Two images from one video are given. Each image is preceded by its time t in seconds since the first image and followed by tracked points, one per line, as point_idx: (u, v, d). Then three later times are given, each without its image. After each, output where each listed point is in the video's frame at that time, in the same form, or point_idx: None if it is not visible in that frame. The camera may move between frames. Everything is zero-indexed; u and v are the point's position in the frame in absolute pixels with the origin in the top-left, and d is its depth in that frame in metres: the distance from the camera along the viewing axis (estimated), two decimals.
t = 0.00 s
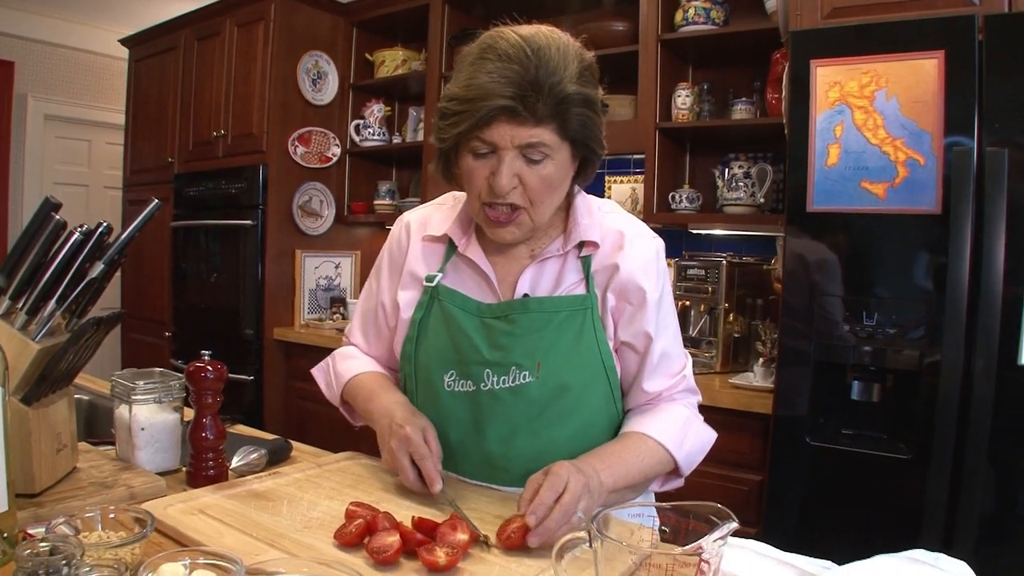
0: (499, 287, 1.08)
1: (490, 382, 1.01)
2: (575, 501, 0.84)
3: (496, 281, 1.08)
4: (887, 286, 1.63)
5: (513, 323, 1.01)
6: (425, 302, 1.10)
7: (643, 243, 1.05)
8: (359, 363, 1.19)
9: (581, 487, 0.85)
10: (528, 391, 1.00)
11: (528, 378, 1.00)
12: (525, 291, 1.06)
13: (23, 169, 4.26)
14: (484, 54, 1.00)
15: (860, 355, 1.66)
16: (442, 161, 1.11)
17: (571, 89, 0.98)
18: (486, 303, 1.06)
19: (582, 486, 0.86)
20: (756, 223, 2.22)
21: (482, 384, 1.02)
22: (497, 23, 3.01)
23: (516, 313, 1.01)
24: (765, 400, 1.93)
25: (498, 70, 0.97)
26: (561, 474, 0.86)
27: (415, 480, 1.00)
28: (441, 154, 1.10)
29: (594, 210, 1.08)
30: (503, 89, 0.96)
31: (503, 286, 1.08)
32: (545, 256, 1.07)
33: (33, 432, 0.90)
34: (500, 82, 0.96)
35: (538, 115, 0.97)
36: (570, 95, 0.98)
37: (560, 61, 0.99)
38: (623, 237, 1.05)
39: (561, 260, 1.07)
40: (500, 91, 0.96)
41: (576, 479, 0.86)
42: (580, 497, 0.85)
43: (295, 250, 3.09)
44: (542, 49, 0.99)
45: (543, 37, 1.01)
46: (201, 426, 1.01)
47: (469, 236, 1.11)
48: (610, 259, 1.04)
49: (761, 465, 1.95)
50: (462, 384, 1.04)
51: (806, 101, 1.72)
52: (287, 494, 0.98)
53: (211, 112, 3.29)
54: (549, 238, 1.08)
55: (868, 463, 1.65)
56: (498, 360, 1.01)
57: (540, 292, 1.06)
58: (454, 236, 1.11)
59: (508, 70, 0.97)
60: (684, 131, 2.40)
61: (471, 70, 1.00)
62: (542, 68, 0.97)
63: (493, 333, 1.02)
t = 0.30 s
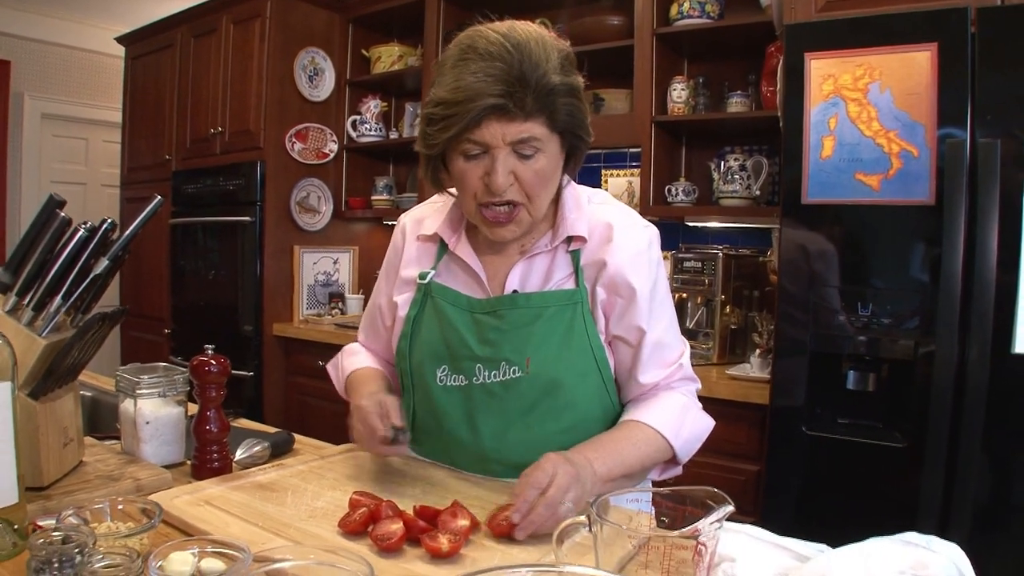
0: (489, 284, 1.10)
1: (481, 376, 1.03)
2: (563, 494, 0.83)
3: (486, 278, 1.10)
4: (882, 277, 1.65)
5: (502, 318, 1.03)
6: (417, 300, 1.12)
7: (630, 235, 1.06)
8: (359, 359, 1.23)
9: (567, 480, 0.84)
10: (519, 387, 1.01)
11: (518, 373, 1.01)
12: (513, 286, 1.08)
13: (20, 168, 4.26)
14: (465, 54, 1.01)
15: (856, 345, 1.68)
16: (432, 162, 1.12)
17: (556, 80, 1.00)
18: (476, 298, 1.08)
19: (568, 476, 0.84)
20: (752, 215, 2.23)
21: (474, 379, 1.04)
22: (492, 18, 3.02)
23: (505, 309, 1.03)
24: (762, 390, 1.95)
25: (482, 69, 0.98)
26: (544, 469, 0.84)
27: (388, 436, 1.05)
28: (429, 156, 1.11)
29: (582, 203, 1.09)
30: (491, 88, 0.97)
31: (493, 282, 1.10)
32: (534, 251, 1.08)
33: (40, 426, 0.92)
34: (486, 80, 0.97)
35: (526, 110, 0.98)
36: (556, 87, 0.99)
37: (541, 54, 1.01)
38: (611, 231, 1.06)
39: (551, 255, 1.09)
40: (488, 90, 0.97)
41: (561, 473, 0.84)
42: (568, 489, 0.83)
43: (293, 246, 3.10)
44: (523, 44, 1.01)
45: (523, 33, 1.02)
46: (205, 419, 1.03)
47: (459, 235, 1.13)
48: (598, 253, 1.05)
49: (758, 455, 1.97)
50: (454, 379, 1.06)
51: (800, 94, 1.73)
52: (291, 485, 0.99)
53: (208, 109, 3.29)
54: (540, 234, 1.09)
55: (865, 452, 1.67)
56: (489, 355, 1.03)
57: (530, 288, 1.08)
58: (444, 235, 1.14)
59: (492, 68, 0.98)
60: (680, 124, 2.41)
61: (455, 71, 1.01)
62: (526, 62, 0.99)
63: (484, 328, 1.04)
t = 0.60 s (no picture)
0: (476, 293, 1.12)
1: (471, 386, 1.05)
2: (547, 462, 0.81)
3: (473, 287, 1.12)
4: (875, 275, 1.67)
5: (489, 328, 1.04)
6: (407, 309, 1.15)
7: (622, 233, 1.06)
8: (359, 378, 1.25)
9: (552, 446, 0.82)
10: (508, 395, 1.04)
11: (507, 383, 1.03)
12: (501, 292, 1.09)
13: (15, 170, 4.26)
14: (438, 52, 1.03)
15: (849, 343, 1.70)
16: (412, 163, 1.13)
17: (530, 71, 1.01)
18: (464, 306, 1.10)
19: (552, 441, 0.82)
20: (746, 214, 2.25)
21: (464, 389, 1.06)
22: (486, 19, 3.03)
23: (491, 319, 1.04)
24: (756, 388, 1.97)
25: (453, 63, 1.00)
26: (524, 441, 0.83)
27: (306, 452, 1.02)
28: (409, 157, 1.13)
29: (569, 206, 1.10)
30: (462, 79, 0.98)
31: (480, 290, 1.12)
32: (521, 257, 1.09)
33: (42, 428, 0.93)
34: (457, 73, 0.99)
35: (499, 101, 1.00)
36: (530, 77, 1.00)
37: (514, 47, 1.02)
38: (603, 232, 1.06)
39: (538, 261, 1.10)
40: (459, 82, 0.98)
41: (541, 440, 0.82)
42: (551, 461, 0.81)
43: (289, 247, 3.11)
44: (495, 38, 1.03)
45: (494, 29, 1.04)
46: (205, 420, 1.04)
47: (445, 242, 1.16)
48: (585, 256, 1.06)
49: (753, 452, 1.99)
50: (444, 388, 1.08)
51: (792, 94, 1.75)
52: (291, 486, 1.01)
53: (203, 111, 3.30)
54: (524, 239, 1.12)
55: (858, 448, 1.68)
56: (476, 366, 1.05)
57: (518, 292, 1.09)
58: (432, 243, 1.16)
59: (462, 61, 1.00)
60: (673, 124, 2.43)
61: (427, 67, 1.03)
62: (497, 55, 1.00)
63: (471, 339, 1.05)
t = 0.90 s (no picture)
0: (465, 297, 1.13)
1: (462, 392, 1.07)
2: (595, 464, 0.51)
3: (462, 290, 1.13)
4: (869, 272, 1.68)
5: (478, 333, 1.05)
6: (398, 315, 1.16)
7: (598, 206, 1.04)
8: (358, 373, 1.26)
9: (596, 436, 0.52)
10: (499, 400, 1.05)
11: (497, 388, 1.05)
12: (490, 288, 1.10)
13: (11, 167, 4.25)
14: (419, 44, 1.04)
15: (844, 340, 1.71)
16: (397, 163, 1.15)
17: (511, 61, 1.01)
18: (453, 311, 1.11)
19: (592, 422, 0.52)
20: (741, 212, 2.26)
21: (455, 395, 1.08)
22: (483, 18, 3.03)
23: (479, 324, 1.05)
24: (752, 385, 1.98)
25: (434, 54, 1.01)
26: (548, 433, 0.52)
27: (302, 447, 1.04)
28: (393, 157, 1.14)
29: (553, 197, 1.10)
30: (443, 70, 0.99)
31: (470, 293, 1.13)
32: (508, 256, 1.09)
33: (46, 424, 0.94)
34: (436, 66, 0.99)
35: (482, 93, 1.00)
36: (511, 67, 1.01)
37: (492, 38, 1.03)
38: (578, 208, 1.06)
39: (524, 258, 1.10)
40: (440, 76, 0.99)
41: (575, 429, 0.51)
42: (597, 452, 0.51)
43: (286, 245, 3.11)
44: (473, 32, 1.03)
45: (475, 21, 1.05)
46: (206, 415, 1.05)
47: (434, 244, 1.16)
48: (569, 247, 1.05)
49: (749, 448, 2.01)
50: (437, 394, 1.10)
51: (787, 93, 1.76)
52: (293, 480, 1.02)
53: (199, 109, 3.30)
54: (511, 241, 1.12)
55: (853, 444, 1.70)
56: (466, 372, 1.06)
57: (507, 291, 1.10)
58: (419, 245, 1.17)
59: (441, 54, 1.00)
60: (669, 122, 2.44)
61: (409, 59, 1.03)
62: (476, 46, 1.01)
63: (460, 345, 1.07)
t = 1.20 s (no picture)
0: (454, 305, 1.13)
1: (450, 399, 1.08)
2: None
3: (450, 296, 1.14)
4: (868, 273, 1.69)
5: (461, 342, 1.05)
6: (393, 321, 1.18)
7: (574, 206, 1.02)
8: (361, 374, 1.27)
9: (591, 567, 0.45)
10: (484, 408, 1.05)
11: (481, 396, 1.05)
12: (478, 294, 1.09)
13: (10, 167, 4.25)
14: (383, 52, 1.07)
15: (842, 340, 1.72)
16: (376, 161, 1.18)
17: (467, 65, 1.01)
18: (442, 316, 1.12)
19: (580, 543, 0.47)
20: (739, 213, 2.27)
21: (444, 401, 1.09)
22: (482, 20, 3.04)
23: (462, 333, 1.05)
24: (750, 385, 1.99)
25: (392, 63, 1.03)
26: (534, 566, 0.45)
27: (303, 446, 1.04)
28: (375, 158, 1.18)
29: (538, 201, 1.08)
30: (396, 79, 1.01)
31: (458, 298, 1.13)
32: (493, 260, 1.08)
33: (49, 423, 0.95)
34: (391, 75, 1.02)
35: (435, 98, 1.01)
36: (464, 71, 1.00)
37: (451, 43, 1.03)
38: (555, 211, 1.04)
39: (510, 262, 1.07)
40: (392, 84, 1.02)
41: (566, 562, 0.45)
42: None
43: (285, 245, 3.12)
44: (434, 38, 1.04)
45: (441, 27, 1.06)
46: (207, 415, 1.05)
47: (427, 249, 1.18)
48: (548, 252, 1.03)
49: (747, 448, 2.01)
50: (428, 399, 1.11)
51: (785, 94, 1.77)
52: (294, 480, 1.02)
53: (198, 109, 3.30)
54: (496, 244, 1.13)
55: (851, 444, 1.71)
56: (452, 380, 1.07)
57: (490, 297, 1.08)
58: (413, 251, 1.18)
59: (396, 62, 1.03)
60: (667, 123, 2.44)
61: (372, 67, 1.06)
62: (432, 53, 1.02)
63: (445, 354, 1.07)
